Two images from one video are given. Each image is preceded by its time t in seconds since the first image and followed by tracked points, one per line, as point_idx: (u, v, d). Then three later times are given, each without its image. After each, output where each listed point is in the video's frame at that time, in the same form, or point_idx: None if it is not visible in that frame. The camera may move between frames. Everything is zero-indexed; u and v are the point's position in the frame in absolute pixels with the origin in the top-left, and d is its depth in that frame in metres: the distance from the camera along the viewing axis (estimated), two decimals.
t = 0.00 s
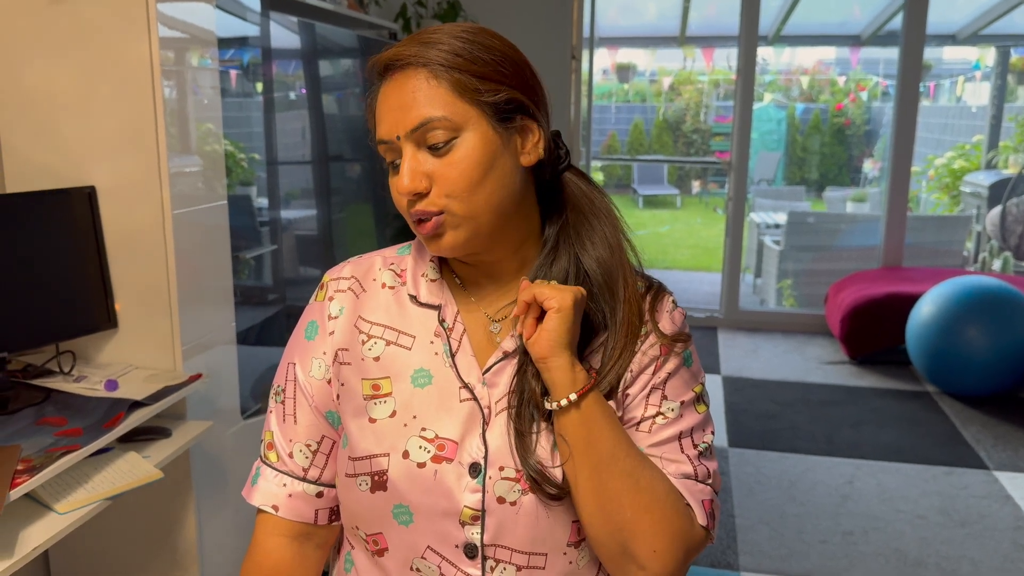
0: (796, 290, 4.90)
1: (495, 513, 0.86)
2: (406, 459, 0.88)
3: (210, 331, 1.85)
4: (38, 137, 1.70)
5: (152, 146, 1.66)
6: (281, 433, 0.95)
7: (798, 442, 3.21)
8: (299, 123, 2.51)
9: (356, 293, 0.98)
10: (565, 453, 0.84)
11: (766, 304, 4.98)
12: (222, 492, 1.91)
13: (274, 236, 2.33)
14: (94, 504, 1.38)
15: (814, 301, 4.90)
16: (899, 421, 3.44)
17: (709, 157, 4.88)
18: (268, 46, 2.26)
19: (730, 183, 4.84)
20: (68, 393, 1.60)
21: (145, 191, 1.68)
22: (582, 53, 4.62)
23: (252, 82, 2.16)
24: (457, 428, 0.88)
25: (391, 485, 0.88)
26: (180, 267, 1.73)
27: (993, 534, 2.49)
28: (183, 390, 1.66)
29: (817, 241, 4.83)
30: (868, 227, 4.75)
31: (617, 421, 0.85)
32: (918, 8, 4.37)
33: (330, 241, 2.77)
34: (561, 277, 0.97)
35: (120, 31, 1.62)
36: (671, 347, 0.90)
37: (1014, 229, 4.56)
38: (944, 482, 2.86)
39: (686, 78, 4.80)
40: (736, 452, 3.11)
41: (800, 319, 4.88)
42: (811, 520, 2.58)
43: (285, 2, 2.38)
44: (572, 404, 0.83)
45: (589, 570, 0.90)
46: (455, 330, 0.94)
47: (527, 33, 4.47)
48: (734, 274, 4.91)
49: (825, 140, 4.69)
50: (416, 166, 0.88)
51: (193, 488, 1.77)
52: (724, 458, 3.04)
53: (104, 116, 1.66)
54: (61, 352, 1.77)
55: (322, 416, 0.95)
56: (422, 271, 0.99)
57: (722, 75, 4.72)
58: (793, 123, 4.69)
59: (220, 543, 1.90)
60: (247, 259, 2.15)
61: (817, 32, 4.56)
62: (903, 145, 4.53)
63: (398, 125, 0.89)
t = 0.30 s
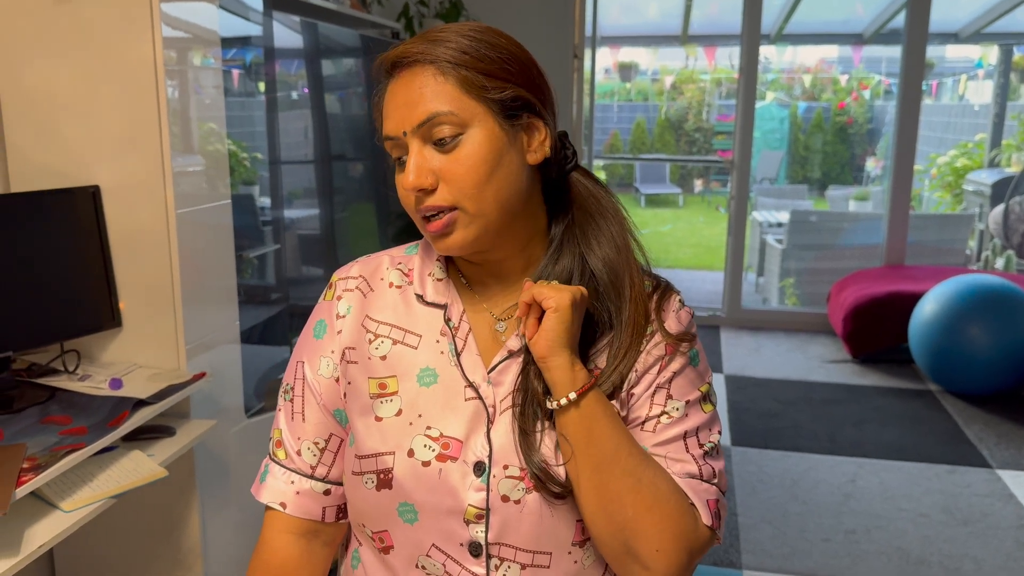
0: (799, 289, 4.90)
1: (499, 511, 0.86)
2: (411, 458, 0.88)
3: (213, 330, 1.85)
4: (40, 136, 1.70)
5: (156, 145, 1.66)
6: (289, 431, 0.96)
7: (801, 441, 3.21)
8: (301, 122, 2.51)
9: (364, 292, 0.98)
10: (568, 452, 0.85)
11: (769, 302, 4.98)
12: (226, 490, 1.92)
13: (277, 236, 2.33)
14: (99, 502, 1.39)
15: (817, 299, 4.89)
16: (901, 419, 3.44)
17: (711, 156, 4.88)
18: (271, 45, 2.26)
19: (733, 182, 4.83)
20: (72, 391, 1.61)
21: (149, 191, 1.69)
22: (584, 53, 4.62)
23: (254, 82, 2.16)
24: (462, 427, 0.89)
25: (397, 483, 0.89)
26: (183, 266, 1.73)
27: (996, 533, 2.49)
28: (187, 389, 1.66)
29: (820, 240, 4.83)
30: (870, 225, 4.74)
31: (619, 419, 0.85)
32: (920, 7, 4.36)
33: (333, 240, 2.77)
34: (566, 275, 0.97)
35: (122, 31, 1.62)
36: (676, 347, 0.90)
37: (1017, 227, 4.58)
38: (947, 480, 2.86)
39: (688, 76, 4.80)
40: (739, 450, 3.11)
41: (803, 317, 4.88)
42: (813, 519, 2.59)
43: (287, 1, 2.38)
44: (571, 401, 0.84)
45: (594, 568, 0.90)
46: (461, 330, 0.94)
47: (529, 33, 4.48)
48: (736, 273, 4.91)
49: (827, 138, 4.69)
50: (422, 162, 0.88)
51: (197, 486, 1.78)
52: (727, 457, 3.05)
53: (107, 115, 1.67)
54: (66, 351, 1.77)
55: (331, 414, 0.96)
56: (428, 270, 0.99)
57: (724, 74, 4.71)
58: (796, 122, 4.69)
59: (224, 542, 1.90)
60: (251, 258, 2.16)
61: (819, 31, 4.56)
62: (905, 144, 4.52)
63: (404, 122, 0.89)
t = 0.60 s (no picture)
0: (801, 287, 4.89)
1: (508, 510, 0.86)
2: (419, 457, 0.89)
3: (216, 330, 1.86)
4: (42, 137, 1.71)
5: (158, 144, 1.67)
6: (295, 431, 0.96)
7: (803, 440, 3.21)
8: (303, 123, 2.51)
9: (370, 292, 0.98)
10: (574, 452, 0.85)
11: (770, 301, 4.97)
12: (229, 490, 1.92)
13: (279, 236, 2.34)
14: (103, 503, 1.39)
15: (819, 298, 4.89)
16: (904, 418, 3.43)
17: (712, 155, 4.88)
18: (272, 46, 2.26)
19: (734, 181, 4.83)
20: (76, 392, 1.61)
21: (151, 191, 1.69)
22: (585, 52, 4.62)
23: (256, 82, 2.16)
24: (470, 426, 0.89)
25: (404, 483, 0.89)
26: (187, 267, 1.74)
27: (999, 531, 2.49)
28: (191, 390, 1.67)
29: (822, 238, 4.82)
30: (872, 224, 4.74)
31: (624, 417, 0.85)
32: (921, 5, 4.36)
33: (335, 240, 2.77)
34: (572, 276, 0.98)
35: (124, 32, 1.62)
36: (682, 345, 0.90)
37: (1019, 226, 4.56)
38: (950, 478, 2.86)
39: (689, 75, 4.80)
40: (741, 449, 3.11)
41: (805, 316, 4.88)
42: (816, 517, 2.59)
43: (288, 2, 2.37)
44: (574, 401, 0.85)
45: (602, 568, 0.90)
46: (468, 329, 0.94)
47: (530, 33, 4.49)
48: (738, 272, 4.91)
49: (829, 137, 4.69)
50: (439, 162, 0.88)
51: (200, 486, 1.78)
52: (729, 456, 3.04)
53: (110, 116, 1.67)
54: (69, 352, 1.77)
55: (336, 414, 0.96)
56: (435, 270, 1.00)
57: (726, 72, 4.71)
58: (797, 120, 4.68)
59: (227, 542, 1.90)
60: (253, 259, 2.16)
61: (821, 29, 4.56)
62: (907, 142, 4.52)
63: (421, 121, 0.89)
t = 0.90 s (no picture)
0: (800, 286, 4.89)
1: (502, 512, 0.86)
2: (413, 460, 0.89)
3: (214, 332, 1.86)
4: (41, 140, 1.71)
5: (155, 147, 1.67)
6: (291, 434, 0.96)
7: (803, 439, 3.21)
8: (301, 124, 2.51)
9: (366, 296, 0.98)
10: (566, 455, 0.85)
11: (770, 300, 4.97)
12: (228, 492, 1.92)
13: (277, 237, 2.34)
14: (100, 505, 1.39)
15: (818, 297, 4.89)
16: (903, 417, 3.43)
17: (711, 154, 4.88)
18: (270, 47, 2.26)
19: (733, 180, 4.83)
20: (73, 395, 1.61)
21: (148, 193, 1.69)
22: (584, 51, 4.61)
23: (254, 83, 2.16)
24: (464, 429, 0.89)
25: (399, 486, 0.89)
26: (184, 270, 1.74)
27: (998, 529, 2.49)
28: (188, 392, 1.67)
29: (821, 237, 4.82)
30: (871, 223, 4.74)
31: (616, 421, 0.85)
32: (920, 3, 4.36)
33: (334, 241, 2.77)
34: (565, 279, 0.98)
35: (121, 34, 1.62)
36: (675, 347, 0.90)
37: (1018, 224, 4.56)
38: (949, 477, 2.86)
39: (688, 74, 4.79)
40: (740, 449, 3.11)
41: (804, 315, 4.88)
42: (815, 516, 2.59)
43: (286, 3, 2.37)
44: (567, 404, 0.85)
45: (598, 570, 0.90)
46: (462, 332, 0.94)
47: (529, 33, 4.49)
48: (737, 271, 4.91)
49: (828, 136, 4.69)
50: (439, 164, 0.88)
51: (198, 488, 1.78)
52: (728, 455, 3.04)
53: (108, 119, 1.67)
54: (66, 354, 1.78)
55: (332, 418, 0.96)
56: (430, 273, 1.00)
57: (724, 71, 4.71)
58: (796, 119, 4.68)
59: (225, 543, 1.91)
60: (251, 260, 2.16)
61: (819, 28, 4.56)
62: (906, 140, 4.51)
63: (420, 123, 0.89)
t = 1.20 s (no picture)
0: (799, 285, 4.90)
1: (509, 509, 0.86)
2: (420, 459, 0.89)
3: (215, 333, 1.86)
4: (42, 141, 1.71)
5: (156, 147, 1.67)
6: (298, 433, 0.96)
7: (803, 437, 3.21)
8: (300, 123, 2.51)
9: (372, 296, 0.98)
10: (572, 453, 0.86)
11: (769, 298, 4.98)
12: (230, 491, 1.92)
13: (277, 237, 2.34)
14: (103, 506, 1.39)
15: (817, 295, 4.90)
16: (903, 414, 3.44)
17: (710, 152, 4.88)
18: (269, 47, 2.26)
19: (733, 179, 4.83)
20: (75, 395, 1.61)
21: (148, 194, 1.69)
22: (581, 50, 4.62)
23: (253, 83, 2.16)
24: (471, 427, 0.89)
25: (407, 484, 0.89)
26: (184, 270, 1.74)
27: (999, 526, 2.49)
28: (190, 392, 1.67)
29: (820, 235, 4.83)
30: (870, 221, 4.74)
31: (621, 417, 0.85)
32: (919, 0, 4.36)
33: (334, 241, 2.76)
34: (568, 276, 0.98)
35: (121, 34, 1.62)
36: (679, 343, 0.90)
37: (1017, 221, 4.58)
38: (949, 474, 2.87)
39: (687, 73, 4.79)
40: (741, 447, 3.12)
41: (803, 313, 4.88)
42: (815, 514, 2.59)
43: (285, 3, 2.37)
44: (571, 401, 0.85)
45: (604, 566, 0.90)
46: (468, 332, 0.94)
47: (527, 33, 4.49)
48: (737, 270, 4.91)
49: (827, 134, 4.69)
50: (450, 162, 0.88)
51: (200, 488, 1.78)
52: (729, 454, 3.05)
53: (109, 119, 1.67)
54: (68, 355, 1.78)
55: (339, 417, 0.96)
56: (435, 273, 1.00)
57: (723, 70, 4.71)
58: (795, 117, 4.68)
59: (228, 543, 1.91)
60: (252, 260, 2.16)
61: (818, 26, 4.56)
62: (905, 138, 4.52)
63: (431, 122, 0.89)
